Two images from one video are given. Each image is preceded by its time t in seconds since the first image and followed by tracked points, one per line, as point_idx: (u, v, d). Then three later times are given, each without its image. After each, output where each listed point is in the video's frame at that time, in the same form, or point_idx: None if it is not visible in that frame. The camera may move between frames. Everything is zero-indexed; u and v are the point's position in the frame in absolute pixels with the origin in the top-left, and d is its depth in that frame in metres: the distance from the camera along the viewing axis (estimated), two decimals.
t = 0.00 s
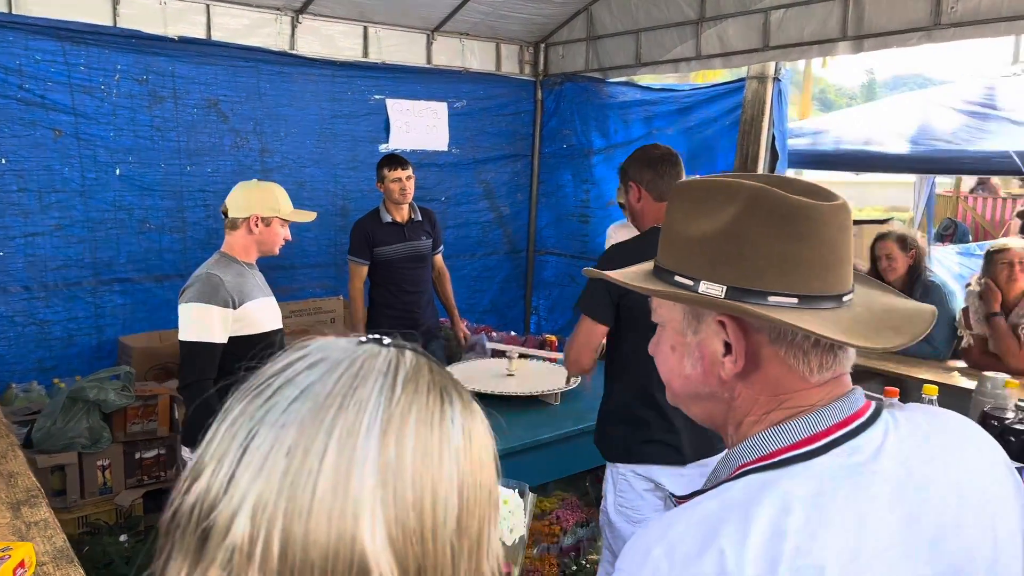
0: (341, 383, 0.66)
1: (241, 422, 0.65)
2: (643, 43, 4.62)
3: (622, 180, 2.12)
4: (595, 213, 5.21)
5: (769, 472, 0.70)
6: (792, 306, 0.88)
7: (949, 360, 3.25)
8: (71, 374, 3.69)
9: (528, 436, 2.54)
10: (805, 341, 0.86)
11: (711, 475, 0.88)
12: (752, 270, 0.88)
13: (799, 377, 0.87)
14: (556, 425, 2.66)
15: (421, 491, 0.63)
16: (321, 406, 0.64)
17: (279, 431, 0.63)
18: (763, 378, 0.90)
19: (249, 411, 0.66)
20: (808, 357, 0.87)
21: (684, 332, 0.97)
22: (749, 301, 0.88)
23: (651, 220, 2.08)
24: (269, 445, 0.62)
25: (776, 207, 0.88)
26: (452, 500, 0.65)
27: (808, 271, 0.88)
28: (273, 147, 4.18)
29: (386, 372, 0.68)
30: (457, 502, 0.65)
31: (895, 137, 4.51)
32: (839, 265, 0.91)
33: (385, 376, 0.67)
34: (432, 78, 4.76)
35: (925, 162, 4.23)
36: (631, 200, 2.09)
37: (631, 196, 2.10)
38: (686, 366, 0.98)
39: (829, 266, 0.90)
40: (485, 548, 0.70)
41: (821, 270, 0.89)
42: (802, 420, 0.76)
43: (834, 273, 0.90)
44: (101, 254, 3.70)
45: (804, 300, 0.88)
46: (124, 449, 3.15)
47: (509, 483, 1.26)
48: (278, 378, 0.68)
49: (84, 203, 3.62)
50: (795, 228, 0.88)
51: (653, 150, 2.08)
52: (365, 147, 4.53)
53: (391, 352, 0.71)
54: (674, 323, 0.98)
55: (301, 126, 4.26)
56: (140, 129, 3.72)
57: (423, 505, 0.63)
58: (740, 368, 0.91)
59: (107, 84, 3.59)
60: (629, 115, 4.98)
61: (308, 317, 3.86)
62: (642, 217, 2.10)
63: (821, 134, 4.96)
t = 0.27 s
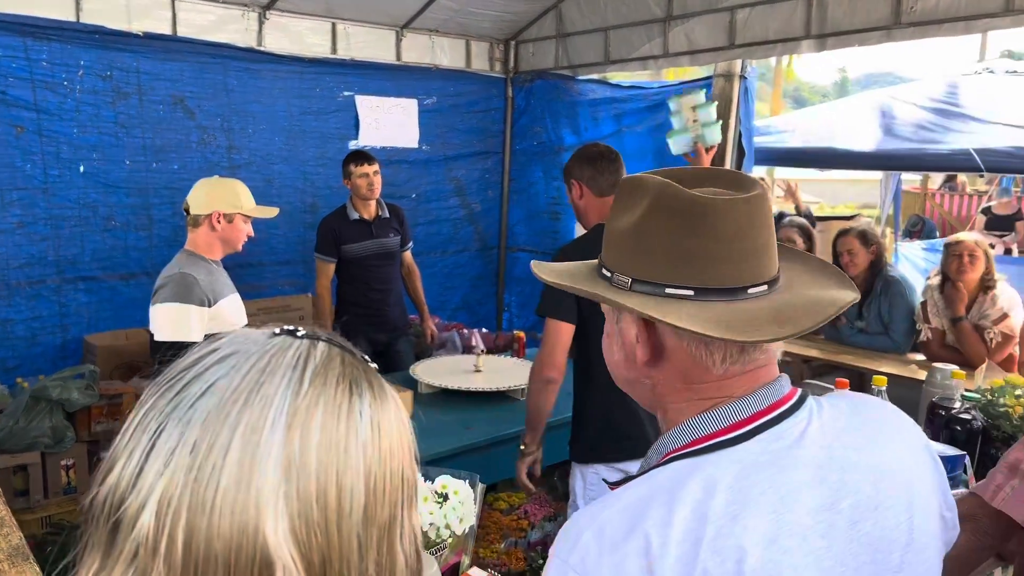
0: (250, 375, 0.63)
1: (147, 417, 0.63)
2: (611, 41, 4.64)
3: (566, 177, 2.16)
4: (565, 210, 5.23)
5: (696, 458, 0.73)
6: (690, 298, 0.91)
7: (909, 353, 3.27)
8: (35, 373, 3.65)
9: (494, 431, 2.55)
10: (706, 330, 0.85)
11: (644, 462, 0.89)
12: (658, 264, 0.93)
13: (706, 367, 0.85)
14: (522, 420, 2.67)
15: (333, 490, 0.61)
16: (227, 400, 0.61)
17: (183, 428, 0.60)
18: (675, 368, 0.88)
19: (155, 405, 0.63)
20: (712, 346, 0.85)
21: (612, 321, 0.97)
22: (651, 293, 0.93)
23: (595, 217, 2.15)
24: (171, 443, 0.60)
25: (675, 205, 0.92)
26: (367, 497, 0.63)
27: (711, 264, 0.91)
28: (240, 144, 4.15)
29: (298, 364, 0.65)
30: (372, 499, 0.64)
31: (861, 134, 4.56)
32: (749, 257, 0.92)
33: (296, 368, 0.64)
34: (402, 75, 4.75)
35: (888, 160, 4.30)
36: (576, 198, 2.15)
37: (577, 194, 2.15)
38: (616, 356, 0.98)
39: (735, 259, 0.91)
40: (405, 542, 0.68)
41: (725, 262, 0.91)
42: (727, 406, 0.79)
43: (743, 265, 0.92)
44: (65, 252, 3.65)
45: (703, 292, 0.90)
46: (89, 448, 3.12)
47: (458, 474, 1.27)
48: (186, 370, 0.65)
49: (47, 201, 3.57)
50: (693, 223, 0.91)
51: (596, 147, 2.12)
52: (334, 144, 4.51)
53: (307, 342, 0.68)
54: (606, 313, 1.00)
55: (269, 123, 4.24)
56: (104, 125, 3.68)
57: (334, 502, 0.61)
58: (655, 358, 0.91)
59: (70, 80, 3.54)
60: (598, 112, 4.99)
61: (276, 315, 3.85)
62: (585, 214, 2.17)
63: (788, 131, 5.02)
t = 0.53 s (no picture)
0: (154, 371, 0.62)
1: (54, 414, 0.62)
2: (582, 39, 4.66)
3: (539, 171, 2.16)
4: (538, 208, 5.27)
5: (634, 441, 0.76)
6: (606, 286, 0.95)
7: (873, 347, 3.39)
8: None
9: (463, 427, 2.56)
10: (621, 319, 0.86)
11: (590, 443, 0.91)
12: (587, 253, 0.98)
13: (628, 354, 0.86)
14: (491, 415, 2.69)
15: (238, 486, 0.61)
16: (131, 397, 0.60)
17: (86, 426, 0.59)
18: (605, 354, 0.89)
19: (63, 401, 0.62)
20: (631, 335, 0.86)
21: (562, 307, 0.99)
22: (580, 278, 0.99)
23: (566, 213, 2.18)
24: (73, 441, 0.59)
25: (604, 201, 0.96)
26: (275, 491, 0.63)
27: (629, 255, 0.94)
28: (209, 140, 4.13)
29: (206, 357, 0.64)
30: (282, 493, 0.63)
31: (829, 132, 4.63)
32: (675, 249, 0.94)
33: (204, 362, 0.63)
34: (373, 72, 4.75)
35: (854, 158, 4.36)
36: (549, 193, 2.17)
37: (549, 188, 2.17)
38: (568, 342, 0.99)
39: (656, 252, 0.93)
40: (321, 533, 0.68)
41: (644, 254, 0.93)
42: (665, 393, 0.82)
43: (664, 256, 0.93)
44: (30, 250, 3.61)
45: (620, 280, 0.94)
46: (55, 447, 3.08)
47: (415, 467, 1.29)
48: (93, 365, 0.64)
49: (12, 198, 3.52)
50: (618, 218, 0.95)
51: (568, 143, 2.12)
52: (304, 141, 4.50)
53: (219, 335, 0.67)
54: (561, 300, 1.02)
55: (238, 120, 4.22)
56: (70, 121, 3.64)
57: (239, 499, 0.61)
58: (590, 343, 0.93)
59: (35, 76, 3.49)
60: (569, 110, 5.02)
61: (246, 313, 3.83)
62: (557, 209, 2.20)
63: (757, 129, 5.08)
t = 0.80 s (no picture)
0: (80, 367, 0.64)
1: None
2: (559, 37, 4.68)
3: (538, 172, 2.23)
4: (516, 206, 5.29)
5: (584, 433, 0.78)
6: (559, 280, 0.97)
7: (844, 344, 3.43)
8: None
9: (437, 423, 2.57)
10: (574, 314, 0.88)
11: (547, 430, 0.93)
12: (545, 247, 0.99)
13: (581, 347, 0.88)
14: (465, 411, 2.70)
15: (163, 477, 0.64)
16: (59, 393, 0.63)
17: (13, 421, 0.62)
18: (561, 347, 0.91)
19: None
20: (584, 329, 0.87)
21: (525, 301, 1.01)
22: (539, 273, 1.00)
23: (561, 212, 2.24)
24: None
25: (559, 195, 0.98)
26: (200, 483, 0.66)
27: (583, 250, 0.95)
28: (184, 137, 4.11)
29: (134, 353, 0.67)
30: (208, 484, 0.66)
31: (802, 130, 4.69)
32: (626, 246, 0.95)
33: (129, 358, 0.66)
34: (350, 69, 4.74)
35: (827, 156, 4.41)
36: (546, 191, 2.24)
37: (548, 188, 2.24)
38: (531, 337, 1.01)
39: (607, 247, 0.95)
40: (250, 521, 0.71)
41: (597, 250, 0.95)
42: (615, 384, 0.84)
43: (615, 253, 0.95)
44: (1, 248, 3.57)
45: (575, 275, 0.96)
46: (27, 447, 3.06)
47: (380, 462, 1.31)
48: (21, 361, 0.66)
49: None
50: (572, 212, 0.96)
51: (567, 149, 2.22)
52: (280, 138, 4.49)
53: (148, 330, 0.70)
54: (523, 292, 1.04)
55: (213, 117, 4.20)
56: (41, 118, 3.60)
57: (164, 491, 0.64)
58: (547, 333, 0.95)
59: (6, 72, 3.45)
60: (546, 109, 5.13)
61: (222, 310, 3.82)
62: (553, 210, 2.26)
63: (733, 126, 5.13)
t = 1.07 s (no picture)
0: (38, 363, 0.69)
1: None
2: (544, 35, 4.69)
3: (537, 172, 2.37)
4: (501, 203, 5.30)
5: (555, 424, 0.79)
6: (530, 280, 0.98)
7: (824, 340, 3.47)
8: None
9: (421, 418, 2.58)
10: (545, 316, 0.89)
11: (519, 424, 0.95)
12: (515, 249, 1.01)
13: (552, 347, 0.89)
14: (449, 407, 2.71)
15: (121, 469, 0.68)
16: (18, 389, 0.67)
17: None
18: (533, 347, 0.93)
19: None
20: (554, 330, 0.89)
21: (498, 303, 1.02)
22: (511, 274, 1.01)
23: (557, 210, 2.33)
24: None
25: (528, 195, 0.99)
26: (158, 474, 0.70)
27: (553, 251, 0.97)
28: (168, 133, 4.10)
29: (91, 348, 0.70)
30: (166, 474, 0.71)
31: (785, 127, 4.73)
32: (594, 245, 0.97)
33: (86, 354, 0.70)
34: (336, 66, 4.73)
35: (810, 154, 4.46)
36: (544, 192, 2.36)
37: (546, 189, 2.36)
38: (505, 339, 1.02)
39: (576, 247, 0.96)
40: (213, 506, 0.76)
41: (567, 251, 0.96)
42: (586, 377, 0.85)
43: (583, 252, 0.96)
44: None
45: (546, 276, 0.97)
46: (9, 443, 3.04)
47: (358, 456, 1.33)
48: None
49: None
50: (541, 213, 0.98)
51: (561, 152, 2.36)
52: (265, 134, 4.48)
53: (106, 323, 0.74)
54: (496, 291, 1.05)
55: (197, 113, 4.19)
56: (23, 113, 3.58)
57: (122, 482, 0.68)
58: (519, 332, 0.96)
59: None
60: (532, 106, 5.14)
61: (205, 307, 3.81)
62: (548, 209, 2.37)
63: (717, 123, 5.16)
